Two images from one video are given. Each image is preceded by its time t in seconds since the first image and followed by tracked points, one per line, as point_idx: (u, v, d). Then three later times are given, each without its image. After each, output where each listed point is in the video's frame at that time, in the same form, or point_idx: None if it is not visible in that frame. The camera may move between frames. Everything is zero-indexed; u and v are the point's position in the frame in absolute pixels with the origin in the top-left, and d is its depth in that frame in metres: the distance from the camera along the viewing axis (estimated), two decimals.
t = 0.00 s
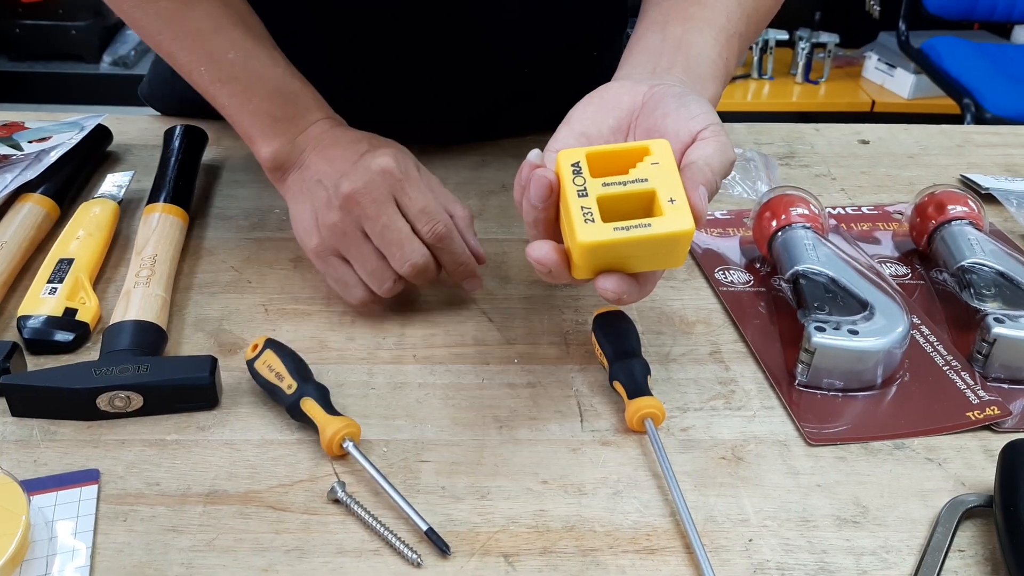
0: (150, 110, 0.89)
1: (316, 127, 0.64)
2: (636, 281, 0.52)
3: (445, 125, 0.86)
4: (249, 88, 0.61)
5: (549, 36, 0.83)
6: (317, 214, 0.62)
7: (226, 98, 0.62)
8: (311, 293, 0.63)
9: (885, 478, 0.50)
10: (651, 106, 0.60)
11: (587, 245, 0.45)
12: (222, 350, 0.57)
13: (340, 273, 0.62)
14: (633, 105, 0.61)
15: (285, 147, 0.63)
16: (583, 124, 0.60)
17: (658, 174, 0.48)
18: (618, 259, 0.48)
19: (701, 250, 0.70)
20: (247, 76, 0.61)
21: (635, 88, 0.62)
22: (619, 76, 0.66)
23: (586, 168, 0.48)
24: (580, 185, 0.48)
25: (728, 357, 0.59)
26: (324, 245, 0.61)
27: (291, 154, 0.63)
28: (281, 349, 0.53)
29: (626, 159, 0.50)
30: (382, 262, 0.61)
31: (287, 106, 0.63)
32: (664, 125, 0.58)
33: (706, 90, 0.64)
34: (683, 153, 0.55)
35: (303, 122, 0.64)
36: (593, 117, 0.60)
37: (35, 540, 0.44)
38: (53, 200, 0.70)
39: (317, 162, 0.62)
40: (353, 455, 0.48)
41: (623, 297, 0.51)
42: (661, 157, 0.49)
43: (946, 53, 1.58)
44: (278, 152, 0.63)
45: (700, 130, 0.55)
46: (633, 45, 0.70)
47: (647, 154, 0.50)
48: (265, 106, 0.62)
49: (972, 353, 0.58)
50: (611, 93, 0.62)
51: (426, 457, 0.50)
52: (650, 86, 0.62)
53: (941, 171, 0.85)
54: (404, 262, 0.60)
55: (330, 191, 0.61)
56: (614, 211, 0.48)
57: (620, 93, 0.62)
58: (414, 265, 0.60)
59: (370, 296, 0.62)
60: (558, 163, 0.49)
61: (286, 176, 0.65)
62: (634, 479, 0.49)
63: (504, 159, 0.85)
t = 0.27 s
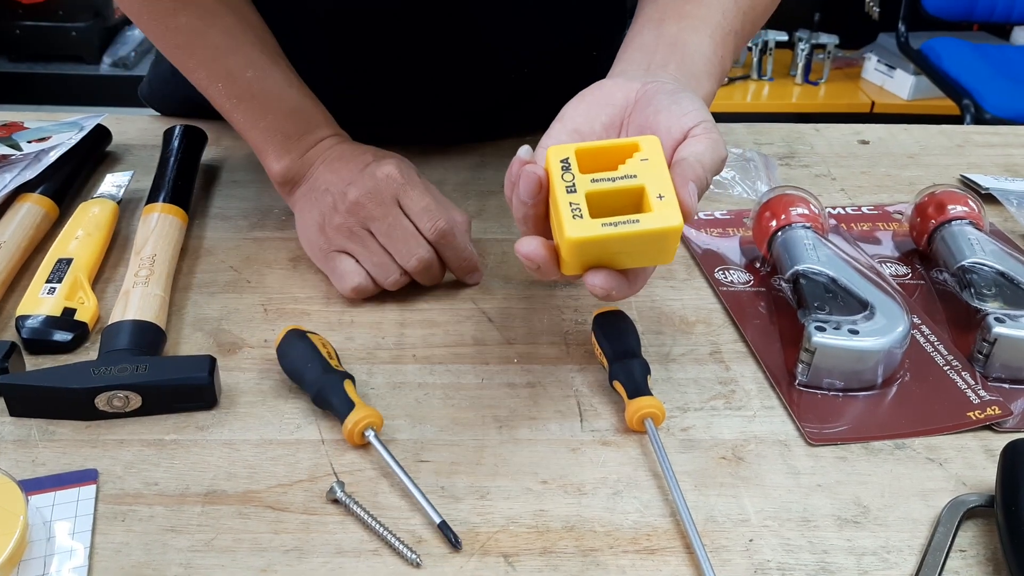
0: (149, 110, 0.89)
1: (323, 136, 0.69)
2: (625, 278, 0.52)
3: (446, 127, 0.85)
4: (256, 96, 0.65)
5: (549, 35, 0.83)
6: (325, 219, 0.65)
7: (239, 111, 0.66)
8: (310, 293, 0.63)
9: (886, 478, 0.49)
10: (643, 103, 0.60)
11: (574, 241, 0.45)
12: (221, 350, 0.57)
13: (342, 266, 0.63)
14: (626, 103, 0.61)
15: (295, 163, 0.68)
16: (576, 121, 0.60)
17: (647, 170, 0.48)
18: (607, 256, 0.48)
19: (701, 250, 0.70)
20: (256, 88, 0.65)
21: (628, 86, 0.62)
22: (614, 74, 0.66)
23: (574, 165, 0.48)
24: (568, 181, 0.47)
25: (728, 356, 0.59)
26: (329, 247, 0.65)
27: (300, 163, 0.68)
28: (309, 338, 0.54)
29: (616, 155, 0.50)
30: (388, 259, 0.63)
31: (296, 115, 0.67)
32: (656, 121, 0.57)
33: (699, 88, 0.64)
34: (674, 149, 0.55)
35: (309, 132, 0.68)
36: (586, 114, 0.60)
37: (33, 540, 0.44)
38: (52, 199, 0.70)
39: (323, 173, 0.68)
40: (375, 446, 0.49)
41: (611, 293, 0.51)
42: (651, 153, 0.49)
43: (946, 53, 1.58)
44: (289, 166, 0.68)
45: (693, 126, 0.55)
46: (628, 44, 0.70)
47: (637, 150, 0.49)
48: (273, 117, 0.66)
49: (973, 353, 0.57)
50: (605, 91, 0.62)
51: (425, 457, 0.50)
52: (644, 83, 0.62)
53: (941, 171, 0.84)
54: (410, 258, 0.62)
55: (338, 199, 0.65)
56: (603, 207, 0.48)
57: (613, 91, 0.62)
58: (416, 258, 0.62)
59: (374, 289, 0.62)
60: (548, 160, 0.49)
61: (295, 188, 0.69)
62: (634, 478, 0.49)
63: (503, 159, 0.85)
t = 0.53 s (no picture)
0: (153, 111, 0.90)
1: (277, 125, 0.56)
2: (642, 273, 0.51)
3: (447, 126, 0.86)
4: (228, 84, 0.57)
5: (548, 34, 0.82)
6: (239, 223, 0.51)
7: (196, 92, 0.58)
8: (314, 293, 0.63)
9: (892, 478, 0.49)
10: (655, 98, 0.60)
11: (591, 233, 0.45)
12: (226, 350, 0.57)
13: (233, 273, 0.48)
14: (637, 99, 0.61)
15: (239, 143, 0.55)
16: (588, 118, 0.60)
17: (663, 163, 0.48)
18: (623, 249, 0.48)
19: (705, 250, 0.70)
20: (229, 86, 0.57)
21: (639, 82, 0.62)
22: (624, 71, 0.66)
23: (590, 158, 0.49)
24: (584, 175, 0.48)
25: (733, 357, 0.59)
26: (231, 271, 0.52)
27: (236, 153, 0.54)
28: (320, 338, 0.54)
29: (630, 150, 0.50)
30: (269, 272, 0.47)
31: (258, 107, 0.57)
32: (668, 116, 0.58)
33: (711, 85, 0.64)
34: (688, 143, 0.55)
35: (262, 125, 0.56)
36: (597, 111, 0.60)
37: (38, 540, 0.44)
38: (56, 200, 0.70)
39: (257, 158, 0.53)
40: (380, 445, 0.49)
41: (628, 287, 0.51)
42: (666, 147, 0.49)
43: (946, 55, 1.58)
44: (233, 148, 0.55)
45: (706, 121, 0.55)
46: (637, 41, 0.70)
47: (651, 144, 0.50)
48: (235, 108, 0.57)
49: (978, 353, 0.57)
50: (615, 87, 0.62)
51: (431, 458, 0.50)
52: (655, 78, 0.62)
53: (944, 172, 0.85)
54: (288, 276, 0.46)
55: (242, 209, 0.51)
56: (619, 201, 0.48)
57: (625, 86, 0.62)
58: (272, 284, 0.46)
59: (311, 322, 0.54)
60: (563, 154, 0.50)
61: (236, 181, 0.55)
62: (639, 479, 0.49)
63: (507, 159, 0.85)
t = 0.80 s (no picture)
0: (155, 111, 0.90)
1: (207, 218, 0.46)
2: (638, 271, 0.51)
3: (443, 125, 0.86)
4: (150, 156, 0.46)
5: (548, 34, 0.82)
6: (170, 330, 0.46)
7: (112, 164, 0.46)
8: (316, 293, 0.63)
9: (896, 479, 0.49)
10: (654, 97, 0.60)
11: (587, 233, 0.45)
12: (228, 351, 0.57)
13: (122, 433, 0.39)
14: (636, 98, 0.61)
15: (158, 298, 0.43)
16: (586, 116, 0.60)
17: (659, 162, 0.48)
18: (619, 248, 0.48)
19: (707, 251, 0.70)
20: (154, 145, 0.46)
21: (638, 81, 0.62)
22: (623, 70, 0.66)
23: (585, 157, 0.48)
24: (579, 174, 0.47)
25: (736, 357, 0.59)
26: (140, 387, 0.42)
27: (162, 247, 0.44)
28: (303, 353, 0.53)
29: (626, 148, 0.50)
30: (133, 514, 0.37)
31: (186, 186, 0.46)
32: (667, 115, 0.57)
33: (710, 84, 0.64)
34: (686, 142, 0.55)
35: (188, 208, 0.45)
36: (596, 109, 0.60)
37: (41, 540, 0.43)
38: (58, 201, 0.70)
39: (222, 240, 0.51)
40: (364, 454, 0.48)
41: (623, 287, 0.50)
42: (661, 144, 0.49)
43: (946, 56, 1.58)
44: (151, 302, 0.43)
45: (704, 120, 0.55)
46: (637, 40, 0.70)
47: (647, 142, 0.50)
48: (155, 188, 0.45)
49: (981, 354, 0.57)
50: (614, 85, 0.61)
51: (434, 458, 0.49)
52: (653, 77, 0.62)
53: (945, 173, 0.84)
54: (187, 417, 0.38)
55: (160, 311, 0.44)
56: (614, 199, 0.48)
57: (623, 85, 0.61)
58: (131, 535, 0.36)
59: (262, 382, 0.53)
60: (558, 153, 0.49)
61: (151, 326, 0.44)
62: (643, 479, 0.48)
63: (508, 160, 0.85)
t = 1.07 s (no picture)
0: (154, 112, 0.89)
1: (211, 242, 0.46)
2: (647, 278, 0.51)
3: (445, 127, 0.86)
4: (155, 178, 0.45)
5: (548, 35, 0.82)
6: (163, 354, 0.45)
7: (111, 183, 0.45)
8: (315, 292, 0.63)
9: (895, 479, 0.49)
10: (657, 102, 0.60)
11: (594, 240, 0.45)
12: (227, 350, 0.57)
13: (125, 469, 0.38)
14: (639, 103, 0.61)
15: (161, 325, 0.43)
16: (591, 122, 0.60)
17: (665, 168, 0.48)
18: (626, 255, 0.47)
19: (707, 251, 0.70)
20: (158, 167, 0.46)
21: (641, 86, 0.62)
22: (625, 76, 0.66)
23: (592, 164, 0.48)
24: (586, 181, 0.47)
25: (735, 357, 0.59)
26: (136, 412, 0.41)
27: (163, 275, 0.43)
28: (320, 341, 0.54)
29: (632, 155, 0.50)
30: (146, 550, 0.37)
31: (191, 209, 0.46)
32: (671, 120, 0.57)
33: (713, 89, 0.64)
34: (691, 147, 0.55)
35: (193, 231, 0.45)
36: (600, 116, 0.60)
37: (38, 540, 0.43)
38: (57, 201, 0.70)
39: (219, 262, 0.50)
40: (379, 447, 0.48)
41: (632, 294, 0.50)
42: (668, 150, 0.49)
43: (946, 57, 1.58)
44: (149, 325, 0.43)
45: (708, 125, 0.55)
46: (639, 43, 0.70)
47: (653, 149, 0.50)
48: (157, 211, 0.45)
49: (981, 354, 0.57)
50: (617, 91, 0.61)
51: (432, 458, 0.49)
52: (656, 83, 0.62)
53: (945, 173, 0.84)
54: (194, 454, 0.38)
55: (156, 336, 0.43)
56: (621, 206, 0.48)
57: (626, 90, 0.62)
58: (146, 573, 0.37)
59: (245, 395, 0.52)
60: (565, 160, 0.49)
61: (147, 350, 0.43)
62: (641, 479, 0.48)
63: (507, 161, 0.85)
